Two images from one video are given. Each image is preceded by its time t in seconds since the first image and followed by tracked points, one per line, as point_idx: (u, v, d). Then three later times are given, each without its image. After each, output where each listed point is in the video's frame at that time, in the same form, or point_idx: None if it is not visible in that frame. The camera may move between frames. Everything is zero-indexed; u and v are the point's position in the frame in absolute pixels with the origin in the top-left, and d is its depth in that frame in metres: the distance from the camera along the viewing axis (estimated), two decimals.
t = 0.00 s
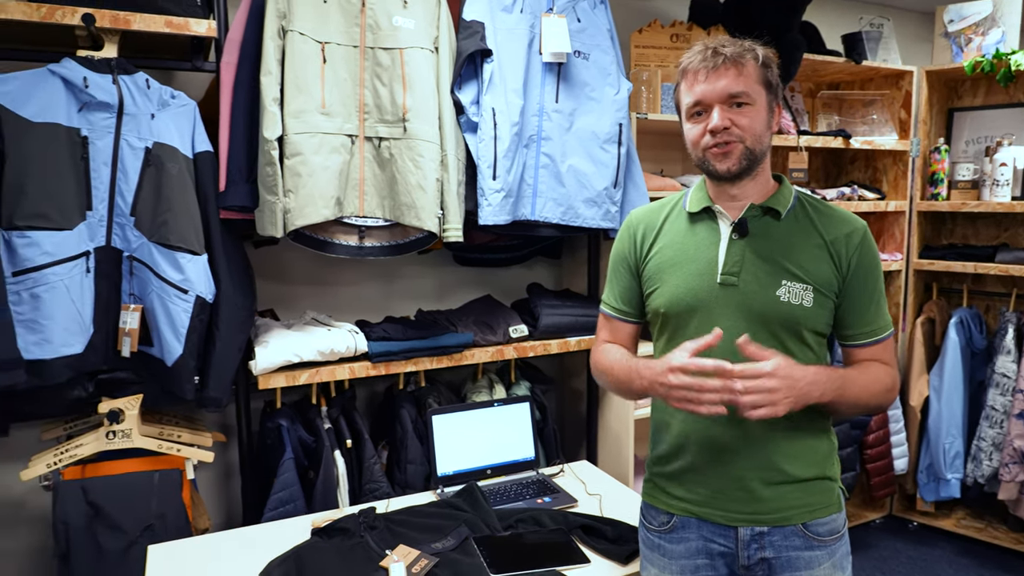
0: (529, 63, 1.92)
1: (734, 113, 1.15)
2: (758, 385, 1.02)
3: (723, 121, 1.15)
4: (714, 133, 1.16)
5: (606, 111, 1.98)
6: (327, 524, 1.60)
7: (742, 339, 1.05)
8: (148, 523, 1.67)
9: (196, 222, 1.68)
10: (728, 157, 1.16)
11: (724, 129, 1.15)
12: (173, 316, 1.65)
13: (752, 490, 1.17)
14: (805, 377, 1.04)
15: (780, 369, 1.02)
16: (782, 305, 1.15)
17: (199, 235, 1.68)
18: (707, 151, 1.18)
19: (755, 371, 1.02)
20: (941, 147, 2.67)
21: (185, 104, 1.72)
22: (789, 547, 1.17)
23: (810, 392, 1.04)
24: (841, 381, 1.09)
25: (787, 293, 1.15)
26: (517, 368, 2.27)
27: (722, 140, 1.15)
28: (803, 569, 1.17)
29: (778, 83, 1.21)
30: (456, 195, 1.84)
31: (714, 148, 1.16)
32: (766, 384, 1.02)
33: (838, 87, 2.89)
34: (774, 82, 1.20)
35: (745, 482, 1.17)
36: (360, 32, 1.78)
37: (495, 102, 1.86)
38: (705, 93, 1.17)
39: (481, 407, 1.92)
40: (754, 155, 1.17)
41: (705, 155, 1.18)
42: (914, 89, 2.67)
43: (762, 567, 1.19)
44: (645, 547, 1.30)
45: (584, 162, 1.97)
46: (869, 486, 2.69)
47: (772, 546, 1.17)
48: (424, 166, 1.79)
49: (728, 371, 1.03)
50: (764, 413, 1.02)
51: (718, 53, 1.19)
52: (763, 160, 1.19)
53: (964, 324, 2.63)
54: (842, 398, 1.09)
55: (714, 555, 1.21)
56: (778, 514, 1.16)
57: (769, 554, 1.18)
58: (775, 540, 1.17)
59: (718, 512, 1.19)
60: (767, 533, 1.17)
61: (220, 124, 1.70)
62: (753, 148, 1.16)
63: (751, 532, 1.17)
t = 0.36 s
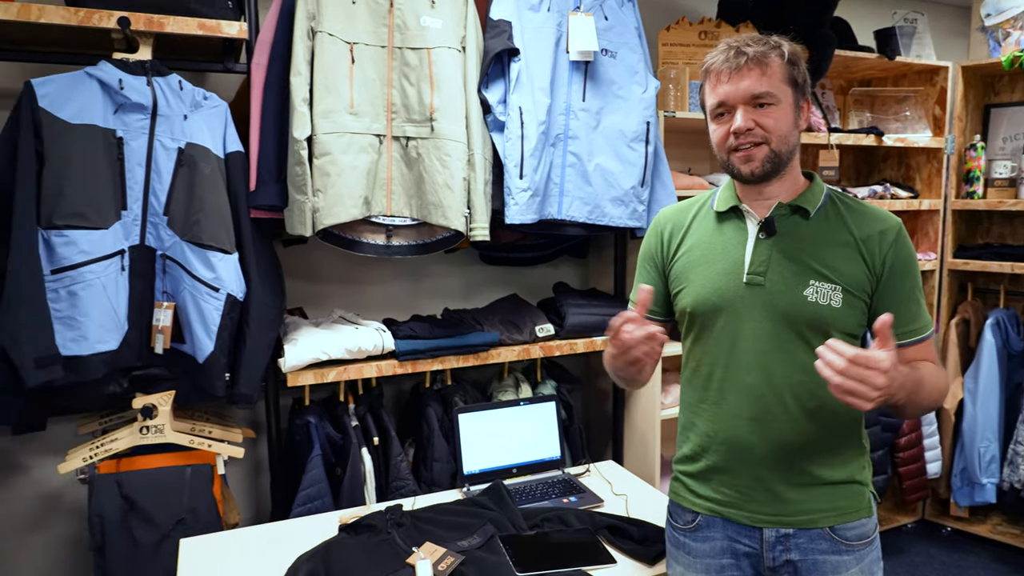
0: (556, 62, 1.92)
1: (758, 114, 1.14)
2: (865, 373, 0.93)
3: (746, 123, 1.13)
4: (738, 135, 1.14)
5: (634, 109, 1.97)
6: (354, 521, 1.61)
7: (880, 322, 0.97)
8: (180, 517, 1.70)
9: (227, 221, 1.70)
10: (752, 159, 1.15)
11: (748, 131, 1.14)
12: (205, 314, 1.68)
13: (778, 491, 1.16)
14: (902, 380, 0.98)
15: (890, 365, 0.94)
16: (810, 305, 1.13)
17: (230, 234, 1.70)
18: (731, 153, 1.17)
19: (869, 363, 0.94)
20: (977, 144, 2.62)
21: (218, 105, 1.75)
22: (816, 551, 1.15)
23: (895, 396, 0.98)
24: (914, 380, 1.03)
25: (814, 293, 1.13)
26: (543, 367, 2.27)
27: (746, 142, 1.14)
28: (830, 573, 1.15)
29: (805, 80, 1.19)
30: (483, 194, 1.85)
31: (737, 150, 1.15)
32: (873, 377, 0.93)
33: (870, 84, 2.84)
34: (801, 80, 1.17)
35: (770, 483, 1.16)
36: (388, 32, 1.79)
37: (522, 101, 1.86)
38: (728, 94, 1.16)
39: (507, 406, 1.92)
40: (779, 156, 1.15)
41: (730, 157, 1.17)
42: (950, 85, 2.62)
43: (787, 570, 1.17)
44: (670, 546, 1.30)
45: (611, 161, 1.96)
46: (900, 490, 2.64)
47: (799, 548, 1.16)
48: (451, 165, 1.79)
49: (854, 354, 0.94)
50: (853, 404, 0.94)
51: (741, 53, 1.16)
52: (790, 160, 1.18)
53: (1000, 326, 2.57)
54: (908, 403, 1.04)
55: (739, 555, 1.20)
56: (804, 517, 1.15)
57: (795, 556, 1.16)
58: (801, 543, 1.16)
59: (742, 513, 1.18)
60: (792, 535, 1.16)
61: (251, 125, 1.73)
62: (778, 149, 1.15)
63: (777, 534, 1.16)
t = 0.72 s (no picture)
0: (578, 61, 1.92)
1: (769, 115, 1.12)
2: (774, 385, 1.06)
3: (756, 123, 1.12)
4: (748, 134, 1.14)
5: (656, 109, 1.96)
6: (376, 519, 1.62)
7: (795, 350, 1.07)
8: (205, 512, 1.72)
9: (252, 221, 1.72)
10: (760, 158, 1.14)
11: (757, 131, 1.12)
12: (230, 312, 1.70)
13: (803, 493, 1.14)
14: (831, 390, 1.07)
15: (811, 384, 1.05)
16: (835, 306, 1.11)
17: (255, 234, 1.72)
18: (743, 152, 1.16)
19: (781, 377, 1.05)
20: (1008, 143, 2.56)
21: (243, 106, 1.77)
22: (841, 554, 1.14)
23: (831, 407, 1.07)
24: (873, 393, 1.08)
25: (841, 294, 1.11)
26: (564, 368, 2.26)
27: (755, 142, 1.13)
28: None
29: (834, 81, 1.14)
30: (505, 194, 1.85)
31: (748, 149, 1.15)
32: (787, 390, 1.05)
33: (897, 82, 2.80)
34: (827, 81, 1.13)
35: (795, 484, 1.15)
36: (411, 33, 1.80)
37: (544, 101, 1.86)
38: (744, 93, 1.15)
39: (528, 407, 1.92)
40: (789, 158, 1.13)
41: (742, 155, 1.17)
42: (979, 83, 2.57)
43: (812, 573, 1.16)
44: (693, 545, 1.29)
45: (633, 160, 1.95)
46: (927, 494, 2.60)
47: (824, 552, 1.14)
48: (472, 165, 1.79)
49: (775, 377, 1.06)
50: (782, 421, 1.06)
51: (764, 51, 1.15)
52: (806, 163, 1.14)
53: None
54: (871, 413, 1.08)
55: (763, 557, 1.18)
56: (830, 520, 1.13)
57: (820, 559, 1.15)
58: (826, 546, 1.14)
59: (767, 514, 1.17)
60: (818, 537, 1.14)
61: (276, 126, 1.74)
62: (788, 151, 1.12)
63: (802, 536, 1.15)
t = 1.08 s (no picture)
0: (604, 60, 1.91)
1: (816, 111, 1.11)
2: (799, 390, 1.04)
3: (802, 119, 1.11)
4: (793, 129, 1.12)
5: (683, 108, 1.95)
6: (400, 517, 1.63)
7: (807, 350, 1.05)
8: (234, 508, 1.74)
9: (280, 220, 1.74)
10: (805, 155, 1.12)
11: (803, 126, 1.11)
12: (258, 311, 1.72)
13: (835, 497, 1.13)
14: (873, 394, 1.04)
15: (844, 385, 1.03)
16: (874, 309, 1.10)
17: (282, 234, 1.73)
18: (786, 147, 1.14)
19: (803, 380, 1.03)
20: None
21: (270, 107, 1.79)
22: (878, 559, 1.12)
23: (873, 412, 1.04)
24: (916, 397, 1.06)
25: (880, 297, 1.10)
26: (588, 368, 2.26)
27: (800, 138, 1.12)
28: None
29: (880, 78, 1.13)
30: (530, 194, 1.85)
31: (792, 145, 1.13)
32: (811, 392, 1.03)
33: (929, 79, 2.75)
34: (873, 78, 1.12)
35: (827, 488, 1.13)
36: (436, 33, 1.80)
37: (569, 100, 1.85)
38: (789, 87, 1.13)
39: (552, 407, 1.91)
40: (835, 155, 1.11)
41: (785, 151, 1.15)
42: (1015, 80, 2.50)
43: None
44: (723, 550, 1.27)
45: (658, 160, 1.94)
46: (958, 500, 2.55)
47: (859, 556, 1.13)
48: (498, 165, 1.80)
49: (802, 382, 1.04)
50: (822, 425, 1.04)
51: (809, 46, 1.13)
52: (850, 160, 1.13)
53: None
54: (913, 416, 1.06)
55: (795, 562, 1.17)
56: (863, 524, 1.12)
57: (856, 564, 1.13)
58: (861, 550, 1.12)
59: (799, 518, 1.15)
60: (853, 542, 1.13)
61: (303, 126, 1.76)
62: (834, 148, 1.11)
63: (836, 540, 1.13)
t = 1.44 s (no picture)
0: (631, 60, 1.91)
1: (868, 102, 1.09)
2: (928, 397, 0.95)
3: (854, 108, 1.09)
4: (843, 119, 1.10)
5: (711, 108, 1.93)
6: (426, 516, 1.64)
7: (944, 342, 0.94)
8: (262, 504, 1.77)
9: (309, 219, 1.76)
10: (853, 146, 1.09)
11: (854, 116, 1.09)
12: (287, 310, 1.74)
13: (867, 501, 1.11)
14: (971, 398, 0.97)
15: (956, 386, 0.95)
16: (910, 311, 1.08)
17: (311, 233, 1.75)
18: (832, 139, 1.12)
19: (932, 386, 0.95)
20: None
21: (300, 108, 1.81)
22: (910, 565, 1.10)
23: (966, 414, 0.98)
24: (990, 399, 1.02)
25: (915, 298, 1.08)
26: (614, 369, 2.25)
27: (850, 128, 1.09)
28: None
29: (926, 77, 1.13)
30: (556, 194, 1.84)
31: (839, 136, 1.10)
32: (938, 399, 0.94)
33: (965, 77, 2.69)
34: (921, 75, 1.12)
35: (858, 494, 1.12)
36: (464, 34, 1.81)
37: (597, 100, 1.85)
38: (839, 77, 1.11)
39: (577, 407, 1.91)
40: (883, 149, 1.09)
41: (829, 142, 1.12)
42: None
43: None
44: (752, 555, 1.26)
45: (686, 160, 1.93)
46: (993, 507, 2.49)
47: (891, 562, 1.11)
48: (525, 165, 1.80)
49: (915, 378, 0.95)
50: (920, 424, 0.97)
51: (862, 37, 1.12)
52: (895, 156, 1.11)
53: None
54: (990, 417, 1.02)
55: (825, 568, 1.15)
56: (896, 529, 1.10)
57: (888, 570, 1.11)
58: (893, 556, 1.11)
59: (829, 523, 1.14)
60: (885, 547, 1.11)
61: (332, 127, 1.78)
62: (883, 142, 1.09)
63: (868, 546, 1.12)
